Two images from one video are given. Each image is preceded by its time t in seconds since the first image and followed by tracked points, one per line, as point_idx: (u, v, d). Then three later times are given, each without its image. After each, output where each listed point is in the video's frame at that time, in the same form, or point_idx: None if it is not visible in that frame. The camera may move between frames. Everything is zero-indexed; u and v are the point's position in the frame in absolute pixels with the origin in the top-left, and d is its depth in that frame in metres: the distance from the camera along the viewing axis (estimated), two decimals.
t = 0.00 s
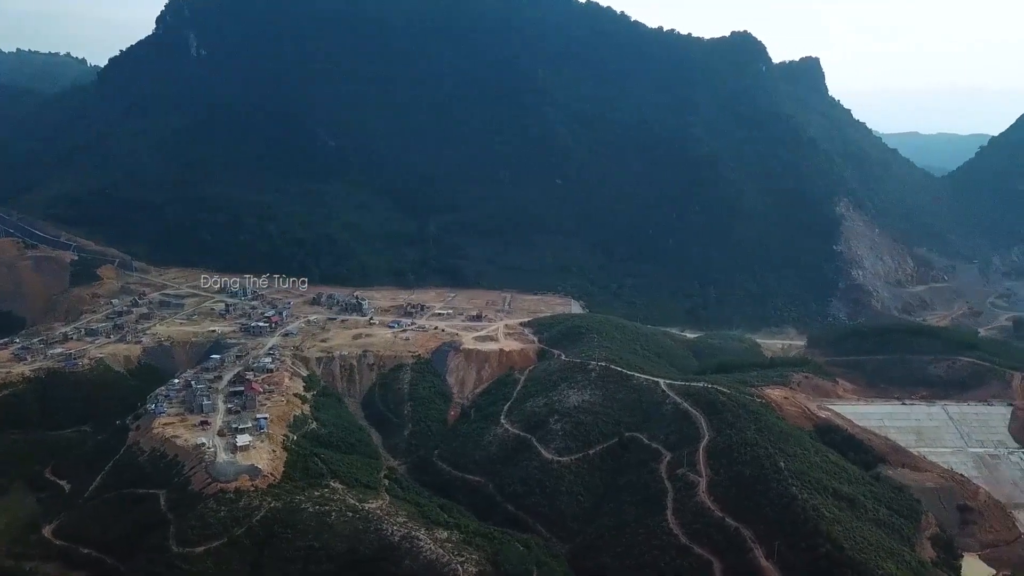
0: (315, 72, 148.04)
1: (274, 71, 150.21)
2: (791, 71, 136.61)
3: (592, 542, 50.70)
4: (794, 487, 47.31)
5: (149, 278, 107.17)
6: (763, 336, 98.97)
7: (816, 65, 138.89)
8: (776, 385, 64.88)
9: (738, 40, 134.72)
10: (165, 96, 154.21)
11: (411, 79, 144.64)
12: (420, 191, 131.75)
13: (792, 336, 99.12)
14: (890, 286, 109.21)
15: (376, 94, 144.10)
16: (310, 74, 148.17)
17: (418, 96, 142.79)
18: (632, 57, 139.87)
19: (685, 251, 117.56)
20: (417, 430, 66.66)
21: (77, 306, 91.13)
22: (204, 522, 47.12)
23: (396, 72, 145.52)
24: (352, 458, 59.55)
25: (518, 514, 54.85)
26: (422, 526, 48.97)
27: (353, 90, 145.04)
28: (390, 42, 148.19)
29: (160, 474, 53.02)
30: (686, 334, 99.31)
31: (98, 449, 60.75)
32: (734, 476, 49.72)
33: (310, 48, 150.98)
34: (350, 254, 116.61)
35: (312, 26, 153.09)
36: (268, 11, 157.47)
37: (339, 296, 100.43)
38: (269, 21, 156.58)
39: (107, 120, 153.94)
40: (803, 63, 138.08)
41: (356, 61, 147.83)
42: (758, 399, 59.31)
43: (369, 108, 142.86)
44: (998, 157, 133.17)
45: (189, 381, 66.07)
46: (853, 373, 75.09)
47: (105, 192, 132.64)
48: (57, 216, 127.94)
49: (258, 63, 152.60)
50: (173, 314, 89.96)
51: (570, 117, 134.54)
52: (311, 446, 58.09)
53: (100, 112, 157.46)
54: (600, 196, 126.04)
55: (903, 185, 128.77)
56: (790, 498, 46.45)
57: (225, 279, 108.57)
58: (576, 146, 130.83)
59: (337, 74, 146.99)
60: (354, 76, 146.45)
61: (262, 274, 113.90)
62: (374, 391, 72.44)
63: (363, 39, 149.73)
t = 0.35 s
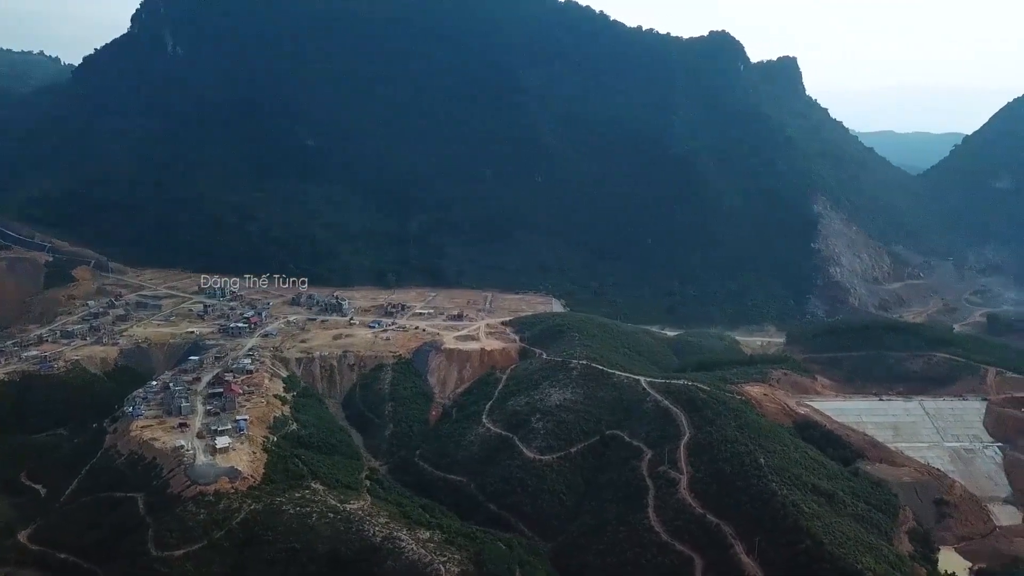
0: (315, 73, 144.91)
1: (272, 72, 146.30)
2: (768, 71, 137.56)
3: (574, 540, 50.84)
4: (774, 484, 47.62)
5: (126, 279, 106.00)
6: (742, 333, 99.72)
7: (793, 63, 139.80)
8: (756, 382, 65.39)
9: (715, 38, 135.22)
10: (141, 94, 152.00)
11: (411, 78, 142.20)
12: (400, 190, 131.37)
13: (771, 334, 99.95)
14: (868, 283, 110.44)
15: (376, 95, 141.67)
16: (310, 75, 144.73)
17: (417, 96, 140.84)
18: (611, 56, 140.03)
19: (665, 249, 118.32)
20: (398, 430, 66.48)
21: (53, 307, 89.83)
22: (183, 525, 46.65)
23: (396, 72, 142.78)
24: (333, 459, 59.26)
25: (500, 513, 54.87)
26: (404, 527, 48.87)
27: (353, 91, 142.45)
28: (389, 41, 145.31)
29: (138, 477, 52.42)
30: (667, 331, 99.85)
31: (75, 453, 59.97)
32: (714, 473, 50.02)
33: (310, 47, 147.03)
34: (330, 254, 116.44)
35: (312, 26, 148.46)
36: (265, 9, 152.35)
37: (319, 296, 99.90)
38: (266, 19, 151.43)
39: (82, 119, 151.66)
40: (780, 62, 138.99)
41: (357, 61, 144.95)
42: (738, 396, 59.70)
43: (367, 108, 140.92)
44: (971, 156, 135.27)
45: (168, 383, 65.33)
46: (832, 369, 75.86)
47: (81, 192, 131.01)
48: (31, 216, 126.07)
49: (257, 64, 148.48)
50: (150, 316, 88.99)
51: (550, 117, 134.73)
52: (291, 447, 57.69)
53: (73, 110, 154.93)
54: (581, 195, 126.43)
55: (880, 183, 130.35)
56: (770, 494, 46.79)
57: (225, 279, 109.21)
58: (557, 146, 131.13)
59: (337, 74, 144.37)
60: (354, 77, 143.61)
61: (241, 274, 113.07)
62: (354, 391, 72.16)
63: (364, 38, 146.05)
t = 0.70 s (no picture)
0: (316, 72, 143.21)
1: (270, 70, 143.61)
2: (746, 71, 138.77)
3: (557, 538, 50.91)
4: (755, 480, 47.94)
5: (103, 281, 104.89)
6: (723, 331, 100.36)
7: (772, 63, 141.04)
8: (737, 379, 65.89)
9: (695, 38, 136.09)
10: (118, 93, 150.07)
11: (410, 78, 141.52)
12: (382, 189, 131.12)
13: (752, 331, 100.60)
14: (846, 281, 111.50)
15: (376, 94, 140.80)
16: (310, 74, 143.09)
17: (417, 94, 140.35)
18: (592, 55, 140.61)
19: (646, 248, 118.83)
20: (380, 431, 66.30)
21: (29, 309, 88.58)
22: (163, 528, 46.18)
23: (397, 72, 142.29)
24: (314, 460, 58.98)
25: (482, 512, 54.86)
26: (387, 527, 48.73)
27: (353, 92, 141.49)
28: (390, 41, 144.74)
29: (117, 480, 51.83)
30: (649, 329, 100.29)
31: (51, 456, 59.16)
32: (696, 469, 50.31)
33: (311, 48, 145.48)
34: (310, 254, 116.02)
35: (313, 26, 147.11)
36: (265, 9, 150.36)
37: (300, 296, 99.40)
38: (266, 19, 149.45)
39: (57, 118, 149.48)
40: (758, 62, 140.24)
41: (357, 61, 143.92)
42: (719, 393, 60.15)
43: (365, 107, 140.08)
44: (946, 156, 137.30)
45: (146, 386, 64.66)
46: (811, 367, 76.66)
47: (57, 191, 129.29)
48: (5, 216, 124.21)
49: (255, 62, 145.63)
50: (128, 317, 88.05)
51: (532, 117, 134.97)
52: (273, 448, 57.34)
53: (48, 109, 152.63)
54: (562, 195, 126.80)
55: (858, 181, 131.88)
56: (751, 490, 47.08)
57: (225, 279, 109.19)
58: (538, 146, 131.57)
59: (337, 74, 143.11)
60: (354, 78, 142.69)
61: (221, 275, 112.19)
62: (336, 392, 71.82)
63: (365, 39, 145.09)
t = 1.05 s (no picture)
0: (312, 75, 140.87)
1: (255, 67, 141.23)
2: (723, 70, 139.71)
3: (538, 537, 51.00)
4: (734, 476, 48.23)
5: (77, 282, 103.74)
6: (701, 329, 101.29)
7: (749, 62, 142.00)
8: (716, 376, 66.35)
9: (673, 37, 136.67)
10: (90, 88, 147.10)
11: (411, 79, 139.95)
12: (361, 188, 130.71)
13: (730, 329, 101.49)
14: (823, 278, 112.70)
15: (376, 94, 138.90)
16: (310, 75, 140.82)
17: (411, 94, 139.46)
18: (570, 55, 140.91)
19: (625, 246, 119.39)
20: (360, 431, 66.10)
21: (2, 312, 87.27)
22: (140, 532, 45.66)
23: (390, 71, 140.90)
24: (293, 461, 58.64)
25: (463, 512, 54.81)
26: (367, 528, 48.56)
27: (346, 92, 139.77)
28: (378, 41, 142.96)
29: (93, 484, 51.20)
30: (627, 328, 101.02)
31: (23, 460, 58.27)
32: (676, 467, 50.56)
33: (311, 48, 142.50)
34: (288, 254, 115.47)
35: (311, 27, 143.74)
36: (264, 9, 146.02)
37: (278, 297, 98.81)
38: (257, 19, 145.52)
39: (29, 115, 146.83)
40: (736, 62, 141.14)
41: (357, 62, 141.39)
42: (698, 390, 60.54)
43: (366, 108, 138.47)
44: (920, 155, 139.12)
45: (122, 388, 63.89)
46: (789, 363, 77.46)
47: (29, 193, 127.49)
48: None
49: (239, 59, 142.71)
50: (103, 319, 86.99)
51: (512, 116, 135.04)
52: (251, 450, 56.90)
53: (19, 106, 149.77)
54: (542, 195, 127.26)
55: (835, 180, 133.48)
56: (730, 487, 47.38)
57: (225, 279, 109.24)
58: (517, 145, 131.87)
59: (331, 73, 141.70)
60: (355, 78, 140.52)
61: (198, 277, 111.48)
62: (315, 392, 71.38)
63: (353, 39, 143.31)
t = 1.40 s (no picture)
0: (297, 80, 140.85)
1: (235, 67, 140.27)
2: (703, 70, 140.68)
3: (521, 536, 51.03)
4: (716, 473, 48.54)
5: (53, 284, 102.55)
6: (682, 326, 101.90)
7: (728, 62, 142.98)
8: (697, 374, 66.79)
9: (653, 36, 137.26)
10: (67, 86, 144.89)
11: (392, 79, 139.97)
12: (342, 188, 130.26)
13: (710, 326, 102.20)
14: (802, 276, 113.64)
15: (358, 95, 138.80)
16: (297, 81, 140.88)
17: (393, 94, 139.45)
18: (551, 54, 141.20)
19: (607, 245, 119.67)
20: (342, 432, 65.83)
21: None
22: (119, 536, 45.16)
23: (372, 72, 140.85)
24: (275, 462, 58.27)
25: (446, 511, 54.72)
26: (350, 528, 48.39)
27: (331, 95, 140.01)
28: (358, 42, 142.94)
29: (70, 488, 50.54)
30: (609, 326, 101.35)
31: None
32: (658, 464, 50.79)
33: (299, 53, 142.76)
34: (269, 255, 114.82)
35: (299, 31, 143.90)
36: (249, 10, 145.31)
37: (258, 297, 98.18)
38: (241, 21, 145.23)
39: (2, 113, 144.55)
40: (716, 61, 142.10)
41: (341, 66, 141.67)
42: (680, 388, 60.96)
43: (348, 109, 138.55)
44: (896, 153, 140.79)
45: (100, 391, 63.11)
46: (769, 360, 78.22)
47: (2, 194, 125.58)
48: None
49: (219, 58, 141.45)
50: (80, 321, 85.91)
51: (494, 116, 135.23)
52: (232, 452, 56.47)
53: None
54: (524, 194, 127.41)
55: (813, 179, 134.97)
56: (711, 483, 47.68)
57: (225, 279, 109.41)
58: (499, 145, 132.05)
59: (313, 74, 141.35)
60: (336, 79, 140.67)
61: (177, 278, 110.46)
62: (297, 393, 70.93)
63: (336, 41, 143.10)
